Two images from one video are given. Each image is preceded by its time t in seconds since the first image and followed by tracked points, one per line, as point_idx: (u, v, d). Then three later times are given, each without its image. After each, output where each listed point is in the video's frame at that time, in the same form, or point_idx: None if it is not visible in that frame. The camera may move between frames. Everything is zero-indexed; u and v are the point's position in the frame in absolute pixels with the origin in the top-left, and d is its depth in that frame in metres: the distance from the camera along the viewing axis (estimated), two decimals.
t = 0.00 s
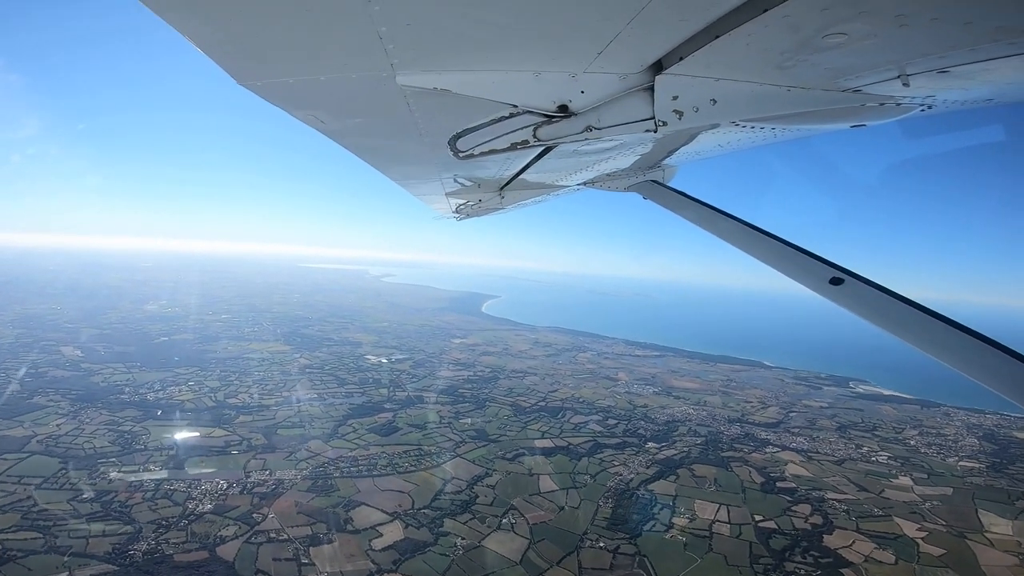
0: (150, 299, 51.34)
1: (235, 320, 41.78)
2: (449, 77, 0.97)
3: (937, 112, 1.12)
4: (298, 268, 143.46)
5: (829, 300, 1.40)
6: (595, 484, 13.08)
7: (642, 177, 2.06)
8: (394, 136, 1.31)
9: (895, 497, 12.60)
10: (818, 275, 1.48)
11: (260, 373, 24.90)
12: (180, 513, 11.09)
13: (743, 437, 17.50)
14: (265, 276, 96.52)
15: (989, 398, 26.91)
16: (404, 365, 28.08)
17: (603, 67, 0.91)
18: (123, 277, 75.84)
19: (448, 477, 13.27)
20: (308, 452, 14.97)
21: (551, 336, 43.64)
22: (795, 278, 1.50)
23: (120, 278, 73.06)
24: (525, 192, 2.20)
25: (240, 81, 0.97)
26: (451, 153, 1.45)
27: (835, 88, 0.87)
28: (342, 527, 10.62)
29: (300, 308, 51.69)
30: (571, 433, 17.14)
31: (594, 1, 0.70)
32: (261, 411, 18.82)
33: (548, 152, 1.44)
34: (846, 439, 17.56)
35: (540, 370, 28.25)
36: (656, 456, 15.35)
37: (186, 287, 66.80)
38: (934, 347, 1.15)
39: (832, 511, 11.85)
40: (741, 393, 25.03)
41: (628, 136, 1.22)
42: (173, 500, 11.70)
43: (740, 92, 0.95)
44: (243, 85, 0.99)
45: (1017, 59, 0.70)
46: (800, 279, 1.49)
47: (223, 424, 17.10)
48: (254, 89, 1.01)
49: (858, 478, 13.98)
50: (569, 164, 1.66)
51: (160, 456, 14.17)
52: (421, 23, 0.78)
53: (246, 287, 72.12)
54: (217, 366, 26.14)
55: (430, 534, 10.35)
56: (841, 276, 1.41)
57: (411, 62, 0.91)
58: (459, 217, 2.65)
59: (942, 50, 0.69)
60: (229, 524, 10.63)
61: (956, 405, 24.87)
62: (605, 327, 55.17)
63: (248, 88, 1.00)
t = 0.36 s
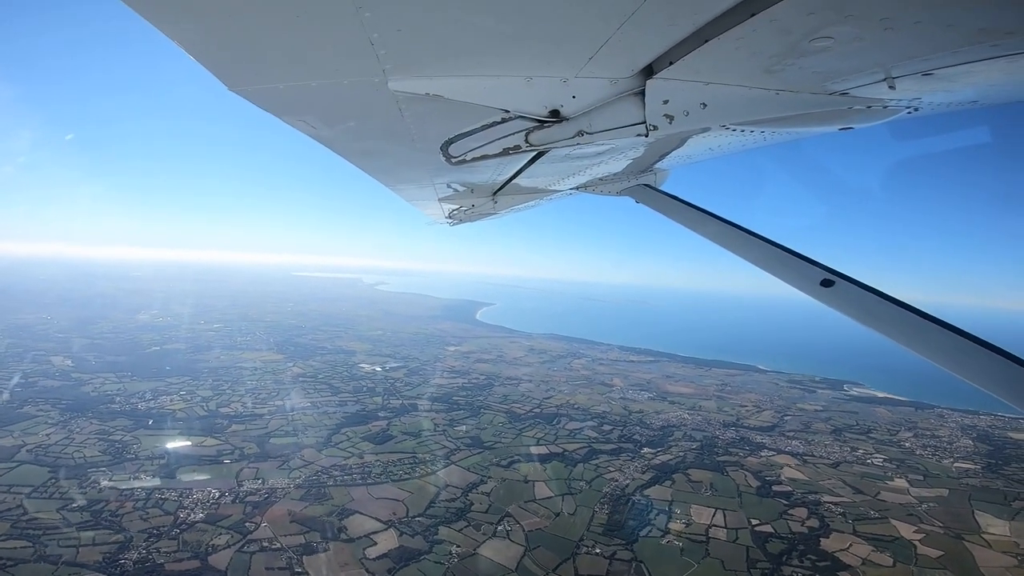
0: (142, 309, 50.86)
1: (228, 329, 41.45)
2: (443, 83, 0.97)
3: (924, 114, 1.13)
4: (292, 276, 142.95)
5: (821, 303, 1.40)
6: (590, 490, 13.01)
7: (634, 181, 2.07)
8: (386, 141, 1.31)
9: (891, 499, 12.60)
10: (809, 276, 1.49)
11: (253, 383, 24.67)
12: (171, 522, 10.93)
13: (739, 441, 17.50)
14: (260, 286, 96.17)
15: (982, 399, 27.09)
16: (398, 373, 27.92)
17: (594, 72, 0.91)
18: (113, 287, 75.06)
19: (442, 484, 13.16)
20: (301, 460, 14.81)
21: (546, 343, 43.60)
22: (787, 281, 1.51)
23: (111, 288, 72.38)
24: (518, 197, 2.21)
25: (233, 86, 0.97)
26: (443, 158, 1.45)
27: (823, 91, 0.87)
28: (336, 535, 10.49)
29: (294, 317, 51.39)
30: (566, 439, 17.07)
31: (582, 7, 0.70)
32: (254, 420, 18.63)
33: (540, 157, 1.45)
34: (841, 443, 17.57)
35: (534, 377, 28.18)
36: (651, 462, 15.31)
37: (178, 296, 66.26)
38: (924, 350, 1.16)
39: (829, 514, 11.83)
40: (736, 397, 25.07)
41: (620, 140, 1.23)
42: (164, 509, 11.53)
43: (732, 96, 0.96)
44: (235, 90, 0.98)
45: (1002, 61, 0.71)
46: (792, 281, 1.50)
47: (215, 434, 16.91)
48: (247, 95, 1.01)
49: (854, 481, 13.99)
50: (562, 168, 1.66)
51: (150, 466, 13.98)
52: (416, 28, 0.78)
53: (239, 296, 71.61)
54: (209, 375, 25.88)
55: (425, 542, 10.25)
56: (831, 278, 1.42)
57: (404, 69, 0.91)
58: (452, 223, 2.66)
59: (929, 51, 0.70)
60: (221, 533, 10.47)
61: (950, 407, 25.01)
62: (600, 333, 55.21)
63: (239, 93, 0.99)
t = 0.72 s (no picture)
0: (132, 317, 50.32)
1: (219, 337, 41.06)
2: (434, 87, 0.97)
3: (909, 116, 1.14)
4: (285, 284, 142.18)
5: (810, 302, 1.41)
6: (585, 495, 12.95)
7: (625, 184, 2.08)
8: (377, 145, 1.30)
9: (885, 500, 12.65)
10: (798, 277, 1.50)
11: (244, 390, 24.44)
12: (161, 530, 10.77)
13: (733, 445, 17.52)
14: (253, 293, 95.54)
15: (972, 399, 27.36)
16: (391, 380, 27.78)
17: (584, 74, 0.92)
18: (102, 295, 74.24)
19: (436, 491, 13.07)
20: (293, 468, 14.66)
21: (540, 349, 43.55)
22: (776, 281, 1.52)
23: (100, 296, 71.54)
24: (509, 200, 2.21)
25: (222, 89, 0.96)
26: (434, 161, 1.45)
27: (810, 92, 0.88)
28: (329, 543, 10.36)
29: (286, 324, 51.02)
30: (560, 444, 17.02)
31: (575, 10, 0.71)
32: (245, 428, 18.43)
33: (531, 160, 1.45)
34: (834, 444, 17.64)
35: (528, 383, 28.12)
36: (646, 466, 15.29)
37: (168, 304, 65.58)
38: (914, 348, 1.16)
39: (823, 516, 11.84)
40: (729, 400, 25.12)
41: (610, 142, 1.23)
42: (154, 517, 11.36)
43: (719, 99, 0.96)
44: (224, 95, 0.98)
45: (985, 62, 0.72)
46: (781, 282, 1.51)
47: (206, 442, 16.70)
48: (237, 99, 1.00)
49: (848, 482, 14.03)
50: (552, 171, 1.67)
51: (139, 474, 13.77)
52: (406, 33, 0.79)
53: (230, 304, 71.01)
54: (200, 383, 25.61)
55: (419, 549, 10.15)
56: (820, 278, 1.43)
57: (395, 72, 0.91)
58: (443, 226, 2.65)
59: (911, 53, 0.71)
60: (212, 541, 10.32)
61: (941, 407, 25.20)
62: (594, 338, 55.22)
63: (230, 97, 0.99)
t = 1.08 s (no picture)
0: (119, 325, 49.64)
1: (208, 344, 40.61)
2: (424, 89, 0.97)
3: (894, 118, 1.16)
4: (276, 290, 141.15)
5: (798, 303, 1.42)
6: (577, 499, 12.91)
7: (615, 186, 2.08)
8: (367, 147, 1.30)
9: (877, 501, 12.73)
10: (787, 278, 1.50)
11: (233, 397, 24.15)
12: (149, 538, 10.59)
13: (724, 447, 17.57)
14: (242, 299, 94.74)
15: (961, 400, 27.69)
16: (382, 386, 27.62)
17: (575, 78, 0.92)
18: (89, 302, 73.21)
19: (427, 496, 12.97)
20: (283, 475, 14.49)
21: (533, 354, 43.52)
22: (766, 282, 1.52)
23: (86, 303, 70.52)
24: (501, 203, 2.21)
25: (209, 93, 0.95)
26: (425, 164, 1.45)
27: (798, 94, 0.89)
28: (319, 550, 10.23)
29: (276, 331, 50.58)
30: (552, 449, 16.98)
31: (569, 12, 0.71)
32: (234, 435, 18.20)
33: (521, 162, 1.45)
34: (825, 446, 17.74)
35: (520, 388, 28.07)
36: (638, 469, 15.29)
37: (156, 311, 64.78)
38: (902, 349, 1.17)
39: (815, 518, 11.89)
40: (721, 403, 25.24)
41: (601, 145, 1.23)
42: (141, 525, 11.17)
43: (708, 101, 0.97)
44: (212, 97, 0.97)
45: (970, 64, 0.73)
46: (771, 283, 1.51)
47: (194, 449, 16.46)
48: (224, 101, 0.99)
49: (839, 483, 14.11)
50: (543, 174, 1.67)
51: (126, 482, 13.54)
52: (397, 35, 0.78)
53: (220, 311, 70.28)
54: (189, 390, 25.28)
55: (411, 556, 10.05)
56: (809, 279, 1.44)
57: (386, 74, 0.91)
58: (434, 229, 2.65)
59: (894, 55, 0.71)
60: (200, 548, 10.16)
61: (930, 408, 25.47)
62: (588, 342, 55.26)
63: (218, 100, 0.98)
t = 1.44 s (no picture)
0: (108, 330, 49.04)
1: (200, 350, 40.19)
2: (417, 90, 0.97)
3: (886, 119, 1.17)
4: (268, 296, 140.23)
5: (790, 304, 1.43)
6: (571, 503, 12.87)
7: (609, 187, 2.09)
8: (360, 148, 1.29)
9: (870, 502, 12.79)
10: (778, 279, 1.51)
11: (224, 403, 23.89)
12: (138, 544, 10.42)
13: (718, 450, 17.62)
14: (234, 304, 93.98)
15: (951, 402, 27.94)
16: (375, 391, 27.44)
17: (569, 79, 0.92)
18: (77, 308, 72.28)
19: (421, 502, 12.88)
20: (275, 480, 14.33)
21: (527, 358, 43.46)
22: (759, 283, 1.53)
23: (75, 308, 69.64)
24: (495, 205, 2.21)
25: (200, 93, 0.94)
26: (419, 166, 1.44)
27: (789, 96, 0.90)
28: (311, 556, 10.10)
29: (268, 336, 50.18)
30: (546, 453, 16.94)
31: (562, 15, 0.71)
32: (225, 441, 17.99)
33: (515, 164, 1.45)
34: (818, 448, 17.82)
35: (514, 392, 28.01)
36: (632, 473, 15.28)
37: (147, 317, 64.03)
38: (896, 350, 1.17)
39: (809, 520, 11.92)
40: (714, 406, 25.31)
41: (595, 146, 1.24)
42: (130, 531, 11.00)
43: (701, 103, 0.98)
44: (203, 99, 0.96)
45: (958, 64, 0.74)
46: (763, 283, 1.52)
47: (184, 455, 16.24)
48: (217, 103, 0.98)
49: (832, 485, 14.18)
50: (536, 176, 1.67)
51: (115, 488, 13.33)
52: (390, 37, 0.78)
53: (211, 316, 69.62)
54: (179, 396, 24.98)
55: (404, 561, 9.95)
56: (801, 280, 1.45)
57: (379, 77, 0.91)
58: (428, 232, 2.64)
59: (885, 55, 0.72)
60: (190, 554, 10.01)
61: (922, 409, 25.68)
62: (582, 347, 55.29)
63: (209, 101, 0.97)
